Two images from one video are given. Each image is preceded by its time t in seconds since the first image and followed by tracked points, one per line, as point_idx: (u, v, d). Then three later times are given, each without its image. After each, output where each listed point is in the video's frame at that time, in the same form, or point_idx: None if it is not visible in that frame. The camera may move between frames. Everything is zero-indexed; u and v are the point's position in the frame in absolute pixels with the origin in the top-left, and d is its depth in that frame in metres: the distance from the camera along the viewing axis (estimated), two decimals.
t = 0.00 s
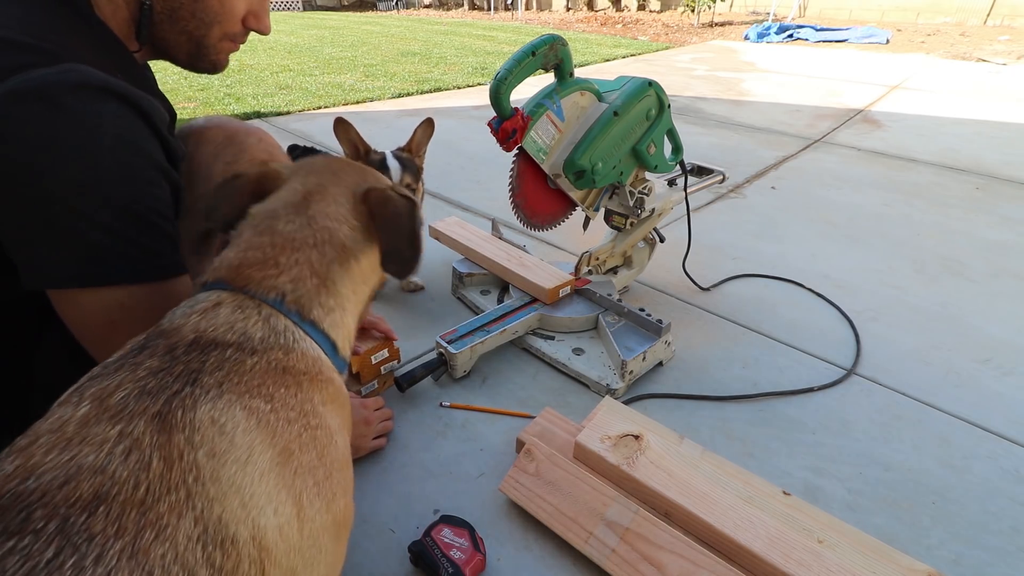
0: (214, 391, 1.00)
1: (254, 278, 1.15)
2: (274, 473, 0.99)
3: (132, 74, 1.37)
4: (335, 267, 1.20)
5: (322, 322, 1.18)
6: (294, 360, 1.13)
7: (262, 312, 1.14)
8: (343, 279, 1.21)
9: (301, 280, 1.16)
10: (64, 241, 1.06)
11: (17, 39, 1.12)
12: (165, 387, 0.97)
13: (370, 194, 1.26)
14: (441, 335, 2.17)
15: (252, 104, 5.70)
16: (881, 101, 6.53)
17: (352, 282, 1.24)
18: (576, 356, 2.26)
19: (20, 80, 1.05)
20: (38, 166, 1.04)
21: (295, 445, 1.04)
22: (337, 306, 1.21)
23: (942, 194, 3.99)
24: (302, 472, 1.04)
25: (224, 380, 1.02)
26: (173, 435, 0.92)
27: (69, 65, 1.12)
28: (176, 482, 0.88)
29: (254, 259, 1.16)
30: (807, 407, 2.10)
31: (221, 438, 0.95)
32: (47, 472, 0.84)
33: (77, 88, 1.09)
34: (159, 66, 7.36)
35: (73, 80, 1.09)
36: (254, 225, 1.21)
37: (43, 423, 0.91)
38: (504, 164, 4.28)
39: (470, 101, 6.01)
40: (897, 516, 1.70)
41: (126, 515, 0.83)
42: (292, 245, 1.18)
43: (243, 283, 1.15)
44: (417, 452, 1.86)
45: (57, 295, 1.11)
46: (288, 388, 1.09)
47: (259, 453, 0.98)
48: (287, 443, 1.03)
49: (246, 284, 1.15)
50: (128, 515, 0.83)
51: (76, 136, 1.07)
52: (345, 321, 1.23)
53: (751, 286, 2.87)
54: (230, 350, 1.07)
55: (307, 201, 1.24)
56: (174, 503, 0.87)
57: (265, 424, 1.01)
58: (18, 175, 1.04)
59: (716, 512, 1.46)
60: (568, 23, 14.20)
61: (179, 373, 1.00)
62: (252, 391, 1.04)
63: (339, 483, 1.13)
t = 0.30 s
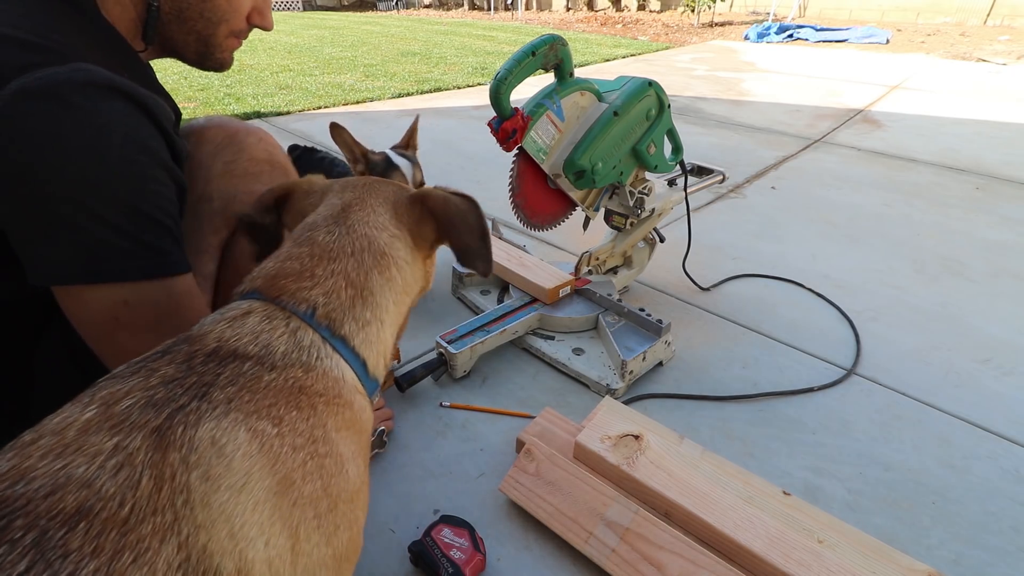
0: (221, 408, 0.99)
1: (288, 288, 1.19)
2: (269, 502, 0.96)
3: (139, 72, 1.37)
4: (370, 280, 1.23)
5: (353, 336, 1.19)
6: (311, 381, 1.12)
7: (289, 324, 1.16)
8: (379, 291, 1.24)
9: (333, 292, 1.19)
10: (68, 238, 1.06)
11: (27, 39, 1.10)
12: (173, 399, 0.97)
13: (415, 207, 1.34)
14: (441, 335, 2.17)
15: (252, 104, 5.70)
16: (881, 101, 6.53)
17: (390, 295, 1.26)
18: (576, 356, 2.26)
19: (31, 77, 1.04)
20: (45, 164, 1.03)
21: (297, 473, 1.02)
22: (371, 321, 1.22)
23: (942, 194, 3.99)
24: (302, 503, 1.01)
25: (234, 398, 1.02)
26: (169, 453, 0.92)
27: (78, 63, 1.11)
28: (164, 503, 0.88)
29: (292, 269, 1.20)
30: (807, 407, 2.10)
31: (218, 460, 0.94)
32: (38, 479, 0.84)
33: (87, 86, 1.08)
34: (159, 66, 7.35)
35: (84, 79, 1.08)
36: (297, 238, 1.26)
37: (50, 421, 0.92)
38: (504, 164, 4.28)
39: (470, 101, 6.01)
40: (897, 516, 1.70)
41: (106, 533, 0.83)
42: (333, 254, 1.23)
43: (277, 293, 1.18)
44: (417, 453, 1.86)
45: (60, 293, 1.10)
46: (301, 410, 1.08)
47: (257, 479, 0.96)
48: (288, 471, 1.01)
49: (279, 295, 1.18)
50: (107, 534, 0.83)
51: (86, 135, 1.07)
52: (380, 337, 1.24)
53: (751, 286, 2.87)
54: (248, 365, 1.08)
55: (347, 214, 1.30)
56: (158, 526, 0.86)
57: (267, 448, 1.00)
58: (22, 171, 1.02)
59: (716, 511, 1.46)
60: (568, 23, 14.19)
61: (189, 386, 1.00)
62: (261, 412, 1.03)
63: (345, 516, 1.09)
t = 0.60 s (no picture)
0: (233, 397, 1.00)
1: (301, 284, 1.22)
2: (277, 491, 0.96)
3: (139, 71, 1.36)
4: (380, 278, 1.26)
5: (361, 332, 1.21)
6: (319, 373, 1.13)
7: (301, 317, 1.18)
8: (387, 288, 1.26)
9: (344, 288, 1.22)
10: (71, 235, 1.06)
11: (28, 37, 1.08)
12: (185, 388, 0.98)
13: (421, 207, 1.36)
14: (441, 335, 2.17)
15: (252, 104, 5.70)
16: (881, 101, 6.53)
17: (397, 293, 1.28)
18: (576, 356, 2.26)
19: (35, 76, 1.03)
20: (48, 161, 1.03)
21: (306, 463, 1.02)
22: (380, 317, 1.24)
23: (942, 194, 3.99)
24: (310, 493, 1.01)
25: (246, 388, 1.02)
26: (180, 441, 0.92)
27: (82, 62, 1.11)
28: (173, 490, 0.88)
29: (306, 267, 1.24)
30: (807, 407, 2.10)
31: (229, 448, 0.94)
32: (51, 464, 0.84)
33: (90, 85, 1.08)
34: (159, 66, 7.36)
35: (89, 78, 1.08)
36: (313, 238, 1.30)
37: (65, 409, 0.92)
38: (504, 164, 4.28)
39: (470, 101, 6.01)
40: (897, 516, 1.70)
41: (115, 519, 0.83)
42: (345, 253, 1.26)
43: (291, 288, 1.21)
44: (417, 452, 1.86)
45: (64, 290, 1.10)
46: (311, 401, 1.08)
47: (267, 467, 0.96)
48: (297, 461, 1.01)
49: (291, 291, 1.21)
50: (117, 520, 0.83)
51: (89, 132, 1.07)
52: (386, 334, 1.25)
53: (751, 286, 2.87)
54: (260, 356, 1.09)
55: (359, 216, 1.34)
56: (167, 513, 0.86)
57: (277, 438, 1.00)
58: (23, 168, 1.02)
59: (716, 511, 1.46)
60: (568, 23, 14.19)
61: (202, 375, 1.01)
62: (271, 402, 1.03)
63: (351, 508, 1.08)
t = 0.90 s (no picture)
0: (235, 387, 1.00)
1: (302, 280, 1.22)
2: (279, 480, 0.96)
3: (143, 74, 1.36)
4: (380, 275, 1.26)
5: (360, 328, 1.21)
6: (319, 367, 1.13)
7: (302, 312, 1.18)
8: (386, 286, 1.26)
9: (344, 285, 1.22)
10: (76, 236, 1.06)
11: (31, 38, 1.09)
12: (188, 378, 0.98)
13: (421, 207, 1.35)
14: (441, 335, 2.17)
15: (252, 104, 5.70)
16: (881, 101, 6.53)
17: (395, 292, 1.28)
18: (576, 356, 2.26)
19: (42, 77, 1.04)
20: (53, 163, 1.03)
21: (307, 452, 1.02)
22: (377, 314, 1.24)
23: (942, 194, 3.99)
24: (311, 483, 1.00)
25: (248, 378, 1.02)
26: (181, 430, 0.92)
27: (88, 64, 1.11)
28: (173, 479, 0.87)
29: (307, 264, 1.24)
30: (807, 407, 2.10)
31: (231, 436, 0.94)
32: (53, 453, 0.84)
33: (97, 86, 1.09)
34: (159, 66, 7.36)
35: (96, 80, 1.09)
36: (315, 236, 1.30)
37: (70, 399, 0.92)
38: (504, 164, 4.28)
39: (470, 101, 6.01)
40: (897, 516, 1.70)
41: (115, 507, 0.83)
42: (345, 251, 1.26)
43: (291, 284, 1.21)
44: (417, 452, 1.86)
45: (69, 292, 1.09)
46: (311, 393, 1.08)
47: (269, 456, 0.96)
48: (298, 451, 1.00)
49: (292, 286, 1.21)
50: (117, 508, 0.83)
51: (95, 133, 1.07)
52: (383, 332, 1.26)
53: (751, 286, 2.87)
54: (263, 348, 1.09)
55: (360, 216, 1.34)
56: (166, 501, 0.86)
57: (279, 427, 1.00)
58: (28, 168, 1.02)
59: (716, 511, 1.46)
60: (568, 23, 14.18)
61: (206, 365, 1.01)
62: (273, 393, 1.03)
63: (351, 500, 1.08)
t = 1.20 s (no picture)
0: (221, 384, 1.00)
1: (289, 281, 1.22)
2: (269, 475, 0.96)
3: (143, 74, 1.36)
4: (368, 281, 1.25)
5: (346, 332, 1.21)
6: (306, 366, 1.13)
7: (289, 313, 1.18)
8: (372, 294, 1.25)
9: (331, 288, 1.21)
10: (75, 237, 1.06)
11: (32, 39, 1.09)
12: (175, 376, 0.98)
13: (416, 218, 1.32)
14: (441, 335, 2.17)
15: (252, 104, 5.70)
16: (881, 101, 6.53)
17: (384, 302, 1.27)
18: (576, 356, 2.26)
19: (44, 78, 1.05)
20: (55, 163, 1.03)
21: (295, 449, 1.02)
22: (364, 319, 1.23)
23: (942, 194, 3.99)
24: (300, 480, 1.01)
25: (235, 376, 1.02)
26: (168, 428, 0.91)
27: (89, 65, 1.11)
28: (161, 477, 0.87)
29: (296, 266, 1.24)
30: (807, 407, 2.10)
31: (220, 432, 0.94)
32: (39, 453, 0.84)
33: (97, 88, 1.09)
34: (159, 65, 7.35)
35: (97, 81, 1.09)
36: (310, 241, 1.31)
37: (56, 401, 0.92)
38: (504, 164, 4.28)
39: (470, 101, 6.02)
40: (897, 516, 1.70)
41: (103, 506, 0.82)
42: (334, 255, 1.26)
43: (281, 285, 1.21)
44: (417, 452, 1.86)
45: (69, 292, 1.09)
46: (296, 392, 1.08)
47: (258, 452, 0.96)
48: (286, 447, 1.00)
49: (280, 288, 1.21)
50: (105, 507, 0.83)
51: (94, 134, 1.07)
52: (369, 339, 1.25)
53: (750, 286, 2.87)
54: (250, 347, 1.09)
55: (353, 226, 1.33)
56: (155, 500, 0.86)
57: (267, 424, 1.00)
58: (29, 169, 1.02)
59: (716, 511, 1.46)
60: (568, 23, 14.17)
61: (193, 363, 1.01)
62: (260, 390, 1.03)
63: (340, 497, 1.08)
